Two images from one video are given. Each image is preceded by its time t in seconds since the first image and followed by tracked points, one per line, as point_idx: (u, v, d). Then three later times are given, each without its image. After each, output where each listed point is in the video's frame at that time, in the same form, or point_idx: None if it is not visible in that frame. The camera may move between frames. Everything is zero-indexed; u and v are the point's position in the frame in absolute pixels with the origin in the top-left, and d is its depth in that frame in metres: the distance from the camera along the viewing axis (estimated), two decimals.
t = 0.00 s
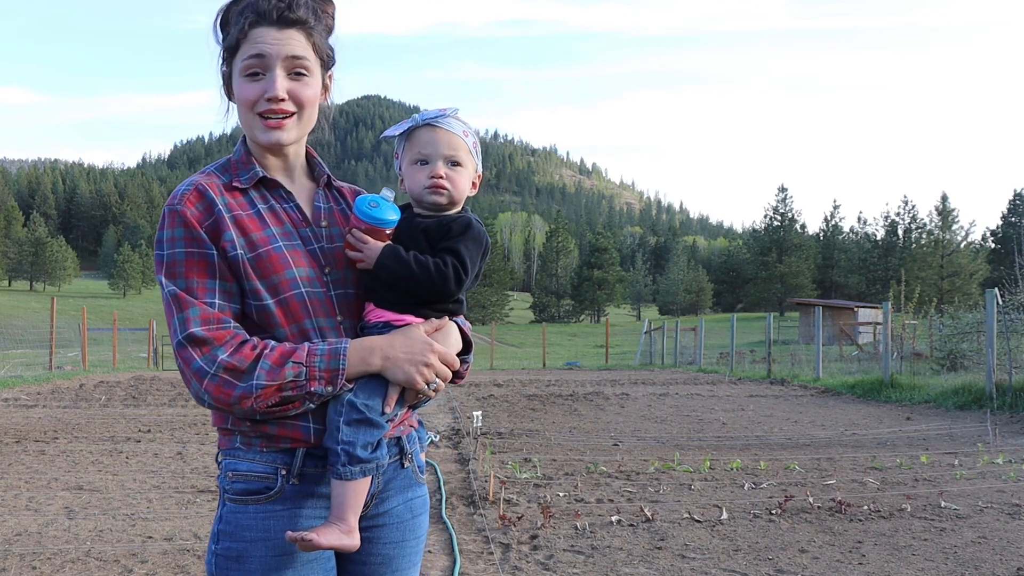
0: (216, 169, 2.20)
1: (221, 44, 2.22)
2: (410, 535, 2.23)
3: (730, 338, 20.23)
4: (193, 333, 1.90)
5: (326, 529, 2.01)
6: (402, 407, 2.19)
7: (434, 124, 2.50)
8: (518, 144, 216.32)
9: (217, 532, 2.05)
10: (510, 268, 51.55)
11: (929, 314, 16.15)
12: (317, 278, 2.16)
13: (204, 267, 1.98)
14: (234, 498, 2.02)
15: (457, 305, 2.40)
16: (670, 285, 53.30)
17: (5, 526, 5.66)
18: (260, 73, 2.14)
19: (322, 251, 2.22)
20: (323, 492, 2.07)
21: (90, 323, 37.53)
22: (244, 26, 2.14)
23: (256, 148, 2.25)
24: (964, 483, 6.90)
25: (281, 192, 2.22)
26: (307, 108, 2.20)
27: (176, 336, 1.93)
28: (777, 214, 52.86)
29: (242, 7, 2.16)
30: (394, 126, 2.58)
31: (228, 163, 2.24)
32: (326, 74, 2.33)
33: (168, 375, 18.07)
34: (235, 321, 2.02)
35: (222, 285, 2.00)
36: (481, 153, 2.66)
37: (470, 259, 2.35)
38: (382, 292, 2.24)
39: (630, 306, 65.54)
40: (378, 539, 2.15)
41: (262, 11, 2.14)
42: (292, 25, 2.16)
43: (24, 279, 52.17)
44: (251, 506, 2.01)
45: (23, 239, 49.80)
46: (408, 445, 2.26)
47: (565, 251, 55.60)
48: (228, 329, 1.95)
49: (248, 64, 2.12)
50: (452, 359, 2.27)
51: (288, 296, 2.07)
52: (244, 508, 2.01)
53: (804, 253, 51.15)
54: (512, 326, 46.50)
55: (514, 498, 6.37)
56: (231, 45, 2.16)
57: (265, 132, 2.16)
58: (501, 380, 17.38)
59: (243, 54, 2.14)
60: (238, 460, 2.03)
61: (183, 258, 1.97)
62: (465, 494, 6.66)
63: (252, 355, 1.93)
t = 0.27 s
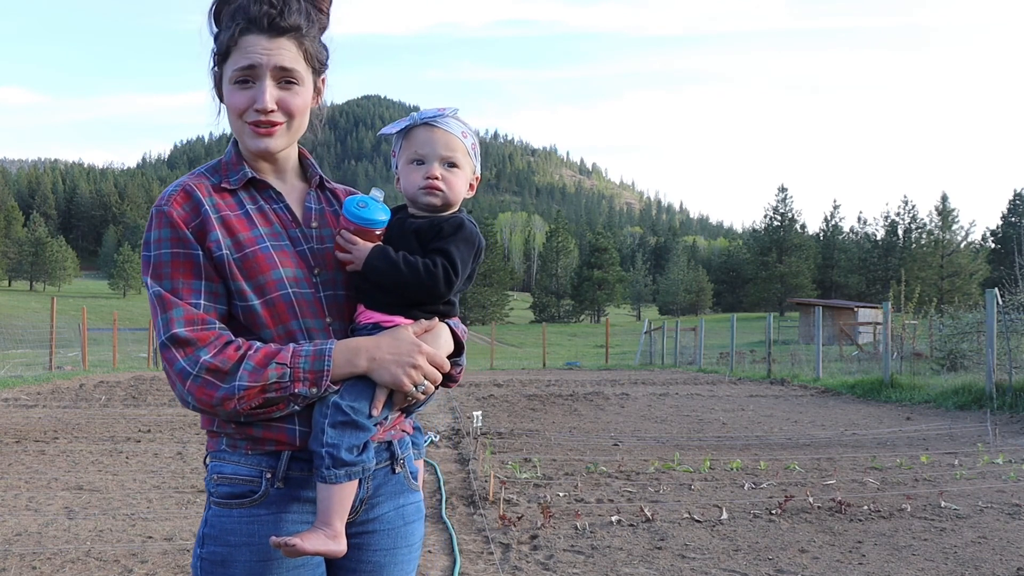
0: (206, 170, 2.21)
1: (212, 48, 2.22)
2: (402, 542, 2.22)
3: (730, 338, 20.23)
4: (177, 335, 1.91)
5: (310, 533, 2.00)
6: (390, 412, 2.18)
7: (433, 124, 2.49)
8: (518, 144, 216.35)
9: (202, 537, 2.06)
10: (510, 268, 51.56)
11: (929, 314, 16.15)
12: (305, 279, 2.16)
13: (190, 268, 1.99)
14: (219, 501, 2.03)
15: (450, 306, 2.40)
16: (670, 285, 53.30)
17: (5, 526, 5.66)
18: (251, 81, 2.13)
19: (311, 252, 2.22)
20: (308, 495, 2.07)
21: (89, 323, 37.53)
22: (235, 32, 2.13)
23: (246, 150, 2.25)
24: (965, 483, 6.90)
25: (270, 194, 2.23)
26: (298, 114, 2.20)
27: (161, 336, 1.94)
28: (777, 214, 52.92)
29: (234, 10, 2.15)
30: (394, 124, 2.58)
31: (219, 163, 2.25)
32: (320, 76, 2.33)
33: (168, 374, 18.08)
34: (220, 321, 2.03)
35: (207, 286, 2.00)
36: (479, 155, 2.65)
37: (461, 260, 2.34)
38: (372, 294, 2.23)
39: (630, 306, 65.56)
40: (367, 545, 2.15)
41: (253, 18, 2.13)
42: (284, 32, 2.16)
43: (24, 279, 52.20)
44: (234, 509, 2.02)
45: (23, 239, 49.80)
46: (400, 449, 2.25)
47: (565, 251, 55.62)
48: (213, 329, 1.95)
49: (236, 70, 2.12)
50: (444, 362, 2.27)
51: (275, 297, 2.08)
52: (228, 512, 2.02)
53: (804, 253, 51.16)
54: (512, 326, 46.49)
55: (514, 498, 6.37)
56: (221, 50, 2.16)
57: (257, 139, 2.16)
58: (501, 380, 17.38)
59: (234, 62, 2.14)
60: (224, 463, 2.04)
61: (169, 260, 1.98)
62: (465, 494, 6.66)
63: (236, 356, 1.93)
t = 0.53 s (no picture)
0: (200, 173, 2.22)
1: (207, 50, 2.21)
2: (398, 544, 2.20)
3: (730, 338, 20.23)
4: (165, 336, 1.92)
5: (299, 534, 2.00)
6: (381, 412, 2.18)
7: (425, 122, 2.49)
8: (518, 143, 216.35)
9: (193, 538, 2.06)
10: (510, 268, 51.58)
11: (929, 314, 16.15)
12: (297, 279, 2.16)
13: (180, 269, 2.00)
14: (209, 503, 2.04)
15: (444, 304, 2.38)
16: (670, 285, 53.30)
17: (5, 526, 5.66)
18: (245, 86, 2.13)
19: (303, 252, 2.22)
20: (297, 496, 2.07)
21: (90, 323, 37.52)
22: (229, 35, 2.13)
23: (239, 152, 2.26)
24: (965, 483, 6.90)
25: (262, 194, 2.23)
26: (294, 118, 2.20)
27: (151, 336, 1.95)
28: (777, 214, 52.92)
29: (227, 12, 2.15)
30: (387, 122, 2.58)
31: (212, 166, 2.26)
32: (313, 78, 2.32)
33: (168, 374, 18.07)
34: (211, 323, 2.04)
35: (198, 287, 2.01)
36: (474, 152, 2.64)
37: (452, 258, 2.32)
38: (363, 293, 2.23)
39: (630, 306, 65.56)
40: (362, 547, 2.14)
41: (247, 22, 2.13)
42: (278, 35, 2.15)
43: (24, 279, 52.19)
44: (224, 510, 2.02)
45: (23, 239, 49.78)
46: (394, 451, 2.25)
47: (565, 251, 55.64)
48: (202, 330, 1.96)
49: (229, 74, 2.13)
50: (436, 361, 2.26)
51: (265, 296, 2.08)
52: (217, 512, 2.03)
53: (804, 253, 51.15)
54: (512, 326, 46.48)
55: (514, 498, 6.37)
56: (216, 54, 2.16)
57: (252, 143, 2.17)
58: (501, 380, 17.38)
59: (228, 66, 2.14)
60: (214, 464, 2.05)
61: (160, 261, 1.99)
62: (465, 494, 6.66)
63: (223, 356, 1.94)
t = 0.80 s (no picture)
0: (199, 173, 2.23)
1: (206, 49, 2.22)
2: (397, 543, 2.20)
3: (730, 337, 20.22)
4: (163, 334, 1.93)
5: (295, 530, 1.99)
6: (378, 410, 2.17)
7: (417, 120, 2.49)
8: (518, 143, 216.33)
9: (192, 535, 2.06)
10: (510, 267, 51.57)
11: (929, 314, 16.15)
12: (294, 278, 2.16)
13: (179, 269, 2.01)
14: (209, 499, 2.04)
15: (440, 303, 2.38)
16: (670, 285, 53.30)
17: (5, 526, 5.66)
18: (244, 84, 2.13)
19: (302, 250, 2.22)
20: (295, 494, 2.07)
21: (89, 323, 37.52)
22: (227, 34, 2.13)
23: (238, 152, 2.26)
24: (965, 483, 6.90)
25: (262, 193, 2.23)
26: (292, 116, 2.20)
27: (150, 336, 1.96)
28: (777, 214, 52.92)
29: (225, 12, 2.15)
30: (379, 122, 2.58)
31: (211, 167, 2.27)
32: (312, 76, 2.33)
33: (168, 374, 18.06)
34: (209, 322, 2.04)
35: (196, 287, 2.02)
36: (469, 148, 2.63)
37: (445, 255, 2.30)
38: (359, 292, 2.23)
39: (630, 305, 65.55)
40: (360, 545, 2.14)
41: (245, 19, 2.13)
42: (276, 32, 2.16)
43: (24, 279, 52.19)
44: (223, 506, 2.02)
45: (23, 239, 49.78)
46: (392, 449, 2.24)
47: (565, 251, 55.63)
48: (200, 329, 1.98)
49: (228, 74, 2.13)
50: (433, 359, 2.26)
51: (261, 295, 2.08)
52: (217, 509, 2.03)
53: (803, 253, 51.15)
54: (512, 326, 46.48)
55: (514, 498, 6.37)
56: (214, 53, 2.16)
57: (251, 143, 2.17)
58: (502, 380, 17.38)
59: (227, 65, 2.14)
60: (213, 461, 2.05)
61: (159, 261, 2.00)
62: (465, 494, 6.66)
63: (220, 354, 1.95)
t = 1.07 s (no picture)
0: (204, 172, 2.23)
1: (209, 48, 2.22)
2: (399, 539, 2.20)
3: (731, 338, 20.21)
4: (169, 333, 1.93)
5: (298, 528, 1.99)
6: (381, 408, 2.18)
7: (418, 121, 2.47)
8: (518, 143, 216.32)
9: (198, 530, 2.06)
10: (510, 268, 51.59)
11: (929, 314, 16.15)
12: (298, 277, 2.16)
13: (184, 268, 2.01)
14: (213, 496, 2.04)
15: (442, 302, 2.38)
16: (670, 285, 53.30)
17: (5, 526, 5.66)
18: (248, 83, 2.13)
19: (305, 250, 2.22)
20: (299, 491, 2.07)
21: (89, 323, 37.52)
22: (229, 32, 2.13)
23: (242, 152, 2.27)
24: (965, 483, 6.90)
25: (266, 193, 2.23)
26: (295, 113, 2.21)
27: (156, 335, 1.96)
28: (777, 214, 52.96)
29: (227, 10, 2.15)
30: (379, 123, 2.57)
31: (216, 166, 2.26)
32: (313, 74, 2.33)
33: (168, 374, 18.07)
34: (214, 321, 2.04)
35: (201, 286, 2.02)
36: (470, 148, 2.62)
37: (447, 257, 2.31)
38: (362, 291, 2.23)
39: (630, 305, 65.53)
40: (363, 541, 2.14)
41: (248, 17, 2.13)
42: (278, 30, 2.16)
43: (24, 279, 52.18)
44: (228, 503, 2.02)
45: (23, 239, 49.75)
46: (395, 446, 2.24)
47: (565, 251, 55.65)
48: (205, 328, 1.98)
49: (232, 72, 2.13)
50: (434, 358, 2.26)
51: (266, 295, 2.08)
52: (222, 505, 2.03)
53: (803, 253, 51.16)
54: (512, 326, 46.49)
55: (514, 498, 6.38)
56: (217, 52, 2.16)
57: (255, 141, 2.18)
58: (501, 380, 17.38)
59: (231, 63, 2.14)
60: (218, 456, 2.05)
61: (165, 261, 2.00)
62: (465, 494, 6.66)
63: (225, 354, 1.95)
